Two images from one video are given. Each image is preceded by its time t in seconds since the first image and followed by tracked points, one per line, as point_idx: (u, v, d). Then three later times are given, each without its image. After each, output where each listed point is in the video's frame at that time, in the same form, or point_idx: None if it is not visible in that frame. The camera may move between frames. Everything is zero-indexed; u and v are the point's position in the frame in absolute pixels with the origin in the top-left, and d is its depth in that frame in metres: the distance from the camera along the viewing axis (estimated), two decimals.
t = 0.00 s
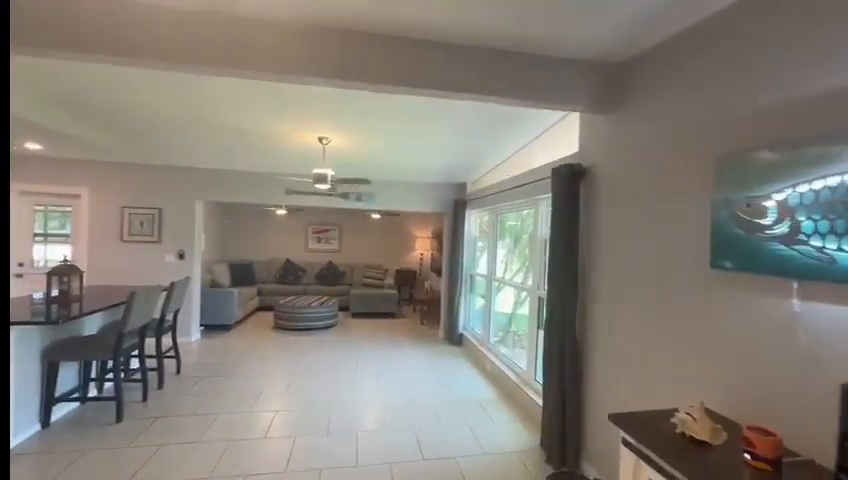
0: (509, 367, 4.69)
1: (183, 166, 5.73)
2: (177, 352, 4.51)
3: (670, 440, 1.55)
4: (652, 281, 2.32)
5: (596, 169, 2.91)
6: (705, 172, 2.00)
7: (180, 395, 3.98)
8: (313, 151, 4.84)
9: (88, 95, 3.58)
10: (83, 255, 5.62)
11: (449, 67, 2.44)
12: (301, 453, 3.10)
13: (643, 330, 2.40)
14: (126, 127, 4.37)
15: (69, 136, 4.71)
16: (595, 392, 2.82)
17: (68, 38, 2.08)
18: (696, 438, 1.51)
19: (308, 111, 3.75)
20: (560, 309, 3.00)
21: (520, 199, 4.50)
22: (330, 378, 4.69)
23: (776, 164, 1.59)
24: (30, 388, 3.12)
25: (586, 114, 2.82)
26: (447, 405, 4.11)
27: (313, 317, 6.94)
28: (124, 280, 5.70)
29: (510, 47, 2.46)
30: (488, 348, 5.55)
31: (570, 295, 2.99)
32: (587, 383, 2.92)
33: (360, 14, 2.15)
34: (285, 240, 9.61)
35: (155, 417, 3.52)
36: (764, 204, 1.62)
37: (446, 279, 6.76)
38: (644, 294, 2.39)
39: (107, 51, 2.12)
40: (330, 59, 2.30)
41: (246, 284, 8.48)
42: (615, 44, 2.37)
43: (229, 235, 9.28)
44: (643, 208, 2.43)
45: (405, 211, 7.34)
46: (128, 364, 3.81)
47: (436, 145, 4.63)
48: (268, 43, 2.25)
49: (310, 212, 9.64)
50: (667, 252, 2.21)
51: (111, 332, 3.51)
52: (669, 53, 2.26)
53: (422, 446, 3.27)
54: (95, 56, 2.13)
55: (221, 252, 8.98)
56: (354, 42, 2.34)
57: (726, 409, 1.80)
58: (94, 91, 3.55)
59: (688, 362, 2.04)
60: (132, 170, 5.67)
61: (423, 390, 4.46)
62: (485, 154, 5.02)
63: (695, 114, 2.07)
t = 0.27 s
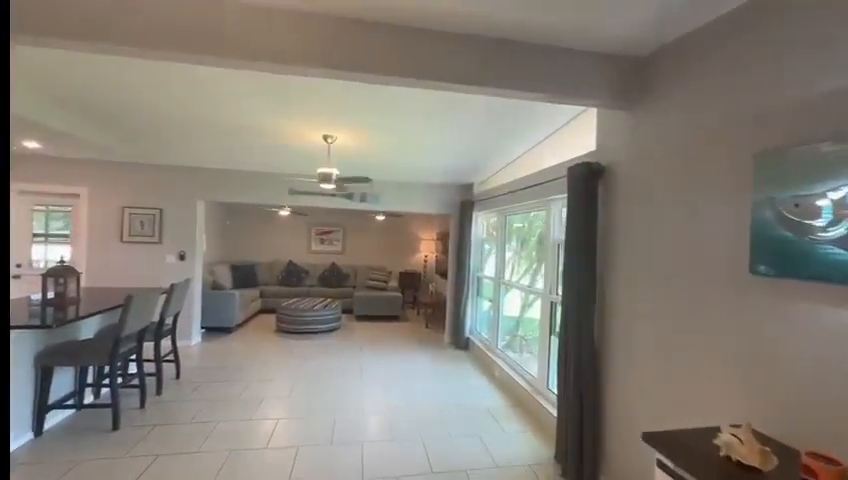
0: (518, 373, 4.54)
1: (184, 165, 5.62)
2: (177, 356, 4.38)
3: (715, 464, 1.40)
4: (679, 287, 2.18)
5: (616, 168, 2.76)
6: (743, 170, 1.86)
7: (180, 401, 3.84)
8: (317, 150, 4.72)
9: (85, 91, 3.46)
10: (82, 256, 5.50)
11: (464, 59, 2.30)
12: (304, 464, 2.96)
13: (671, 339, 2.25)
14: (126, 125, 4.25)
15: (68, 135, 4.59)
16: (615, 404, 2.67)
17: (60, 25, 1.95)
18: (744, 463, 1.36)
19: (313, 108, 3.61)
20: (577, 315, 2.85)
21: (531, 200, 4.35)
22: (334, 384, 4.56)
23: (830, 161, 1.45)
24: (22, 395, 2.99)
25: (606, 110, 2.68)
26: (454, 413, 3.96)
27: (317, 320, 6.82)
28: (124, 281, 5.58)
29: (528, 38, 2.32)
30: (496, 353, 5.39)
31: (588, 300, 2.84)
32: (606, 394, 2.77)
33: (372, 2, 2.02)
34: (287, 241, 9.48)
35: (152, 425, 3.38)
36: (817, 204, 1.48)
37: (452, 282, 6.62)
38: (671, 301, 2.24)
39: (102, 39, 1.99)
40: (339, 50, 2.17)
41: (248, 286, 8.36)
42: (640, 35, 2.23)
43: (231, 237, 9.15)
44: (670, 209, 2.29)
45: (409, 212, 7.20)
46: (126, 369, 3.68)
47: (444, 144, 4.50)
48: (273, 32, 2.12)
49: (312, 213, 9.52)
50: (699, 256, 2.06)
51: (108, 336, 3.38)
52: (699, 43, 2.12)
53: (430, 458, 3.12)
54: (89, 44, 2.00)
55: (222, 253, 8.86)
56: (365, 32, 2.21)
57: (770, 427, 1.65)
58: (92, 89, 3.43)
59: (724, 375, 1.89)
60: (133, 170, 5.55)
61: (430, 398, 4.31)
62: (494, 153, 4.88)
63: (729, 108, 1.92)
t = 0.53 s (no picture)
0: (527, 380, 4.39)
1: (183, 163, 5.46)
2: (172, 361, 4.20)
3: None
4: (713, 294, 2.03)
5: (638, 166, 2.62)
6: (788, 167, 1.71)
7: (175, 409, 3.67)
8: (320, 148, 4.57)
9: (79, 85, 3.31)
10: (75, 256, 5.33)
11: (481, 49, 2.16)
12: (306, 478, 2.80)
13: (703, 349, 2.10)
14: (121, 121, 4.10)
15: (61, 132, 4.43)
16: (638, 417, 2.51)
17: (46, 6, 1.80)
18: None
19: (317, 103, 3.47)
20: (596, 322, 2.69)
21: (541, 201, 4.21)
22: (336, 391, 4.40)
23: None
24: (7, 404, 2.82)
25: (628, 105, 2.53)
26: (461, 422, 3.79)
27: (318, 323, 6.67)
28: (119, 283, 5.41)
29: (551, 27, 2.17)
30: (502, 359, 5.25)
31: (607, 306, 2.69)
32: (627, 406, 2.62)
33: None
34: (287, 243, 9.32)
35: (145, 435, 3.21)
36: None
37: (456, 286, 6.47)
38: (704, 308, 2.09)
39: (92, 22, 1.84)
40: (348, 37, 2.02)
41: (247, 288, 8.19)
42: (670, 23, 2.09)
43: (230, 237, 8.99)
44: (701, 210, 2.14)
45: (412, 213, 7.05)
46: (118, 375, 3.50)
47: (451, 142, 4.36)
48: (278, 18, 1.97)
49: (313, 214, 9.36)
50: (736, 260, 1.91)
51: (99, 342, 3.21)
52: (734, 33, 1.98)
53: (438, 471, 2.95)
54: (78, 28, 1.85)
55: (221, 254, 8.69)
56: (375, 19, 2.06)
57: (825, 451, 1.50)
58: (86, 81, 3.27)
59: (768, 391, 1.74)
60: (129, 168, 5.40)
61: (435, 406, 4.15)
62: (502, 153, 4.74)
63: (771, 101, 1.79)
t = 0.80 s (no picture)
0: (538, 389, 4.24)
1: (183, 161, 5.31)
2: (170, 366, 4.03)
3: None
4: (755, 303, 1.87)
5: (665, 165, 2.46)
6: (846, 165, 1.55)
7: (172, 418, 3.51)
8: (324, 146, 4.42)
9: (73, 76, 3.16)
10: (70, 256, 5.17)
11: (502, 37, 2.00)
12: None
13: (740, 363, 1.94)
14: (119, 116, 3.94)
15: (56, 127, 4.27)
16: (666, 434, 2.35)
17: None
18: None
19: (323, 98, 3.32)
20: (619, 331, 2.53)
21: (554, 202, 4.06)
22: (339, 398, 4.24)
23: None
24: None
25: (656, 99, 2.38)
26: (471, 433, 3.63)
27: (320, 326, 6.51)
28: (115, 284, 5.25)
29: (577, 14, 2.03)
30: (511, 365, 5.10)
31: (631, 314, 2.53)
32: (652, 420, 2.46)
33: None
34: (288, 244, 9.17)
35: (140, 446, 3.05)
36: None
37: (462, 289, 6.32)
38: (742, 317, 1.93)
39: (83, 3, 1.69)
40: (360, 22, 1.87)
41: (247, 289, 8.03)
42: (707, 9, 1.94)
43: (230, 238, 8.84)
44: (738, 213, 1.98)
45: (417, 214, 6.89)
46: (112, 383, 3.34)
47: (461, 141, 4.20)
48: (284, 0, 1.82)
49: (315, 215, 9.22)
50: (782, 267, 1.76)
51: (92, 347, 3.05)
52: (778, 21, 1.84)
53: None
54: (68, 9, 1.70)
55: (221, 255, 8.54)
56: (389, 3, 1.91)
57: None
58: (82, 71, 3.12)
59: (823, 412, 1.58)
60: (127, 166, 5.25)
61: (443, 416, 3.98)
62: (513, 152, 4.60)
63: (823, 94, 1.64)
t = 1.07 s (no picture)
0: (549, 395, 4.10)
1: (181, 158, 5.16)
2: (167, 370, 3.88)
3: None
4: (799, 309, 1.72)
5: (693, 159, 2.31)
6: None
7: (168, 423, 3.36)
8: (328, 141, 4.28)
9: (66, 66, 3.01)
10: (65, 254, 5.02)
11: (523, 20, 1.85)
12: None
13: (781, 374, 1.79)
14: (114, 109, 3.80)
15: (51, 121, 4.12)
16: (694, 447, 2.20)
17: None
18: None
19: (327, 90, 3.17)
20: (642, 337, 2.38)
21: (566, 201, 3.91)
22: (342, 403, 4.08)
23: None
24: None
25: (683, 90, 2.23)
26: (480, 442, 3.47)
27: (321, 328, 6.36)
28: (111, 284, 5.10)
29: None
30: (519, 370, 4.95)
31: (655, 319, 2.38)
32: (678, 432, 2.31)
33: None
34: (289, 243, 9.02)
35: (133, 455, 2.90)
36: None
37: (468, 291, 6.17)
38: (783, 324, 1.78)
39: None
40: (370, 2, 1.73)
41: (247, 290, 7.89)
42: None
43: (230, 237, 8.69)
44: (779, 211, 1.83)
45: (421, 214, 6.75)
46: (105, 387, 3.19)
47: (470, 137, 4.05)
48: None
49: (317, 214, 9.08)
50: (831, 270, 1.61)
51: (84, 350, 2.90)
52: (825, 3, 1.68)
53: None
54: None
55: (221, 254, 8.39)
56: None
57: None
58: (75, 60, 2.97)
59: None
60: (125, 162, 5.10)
61: (450, 423, 3.83)
62: (521, 149, 4.44)
63: None
